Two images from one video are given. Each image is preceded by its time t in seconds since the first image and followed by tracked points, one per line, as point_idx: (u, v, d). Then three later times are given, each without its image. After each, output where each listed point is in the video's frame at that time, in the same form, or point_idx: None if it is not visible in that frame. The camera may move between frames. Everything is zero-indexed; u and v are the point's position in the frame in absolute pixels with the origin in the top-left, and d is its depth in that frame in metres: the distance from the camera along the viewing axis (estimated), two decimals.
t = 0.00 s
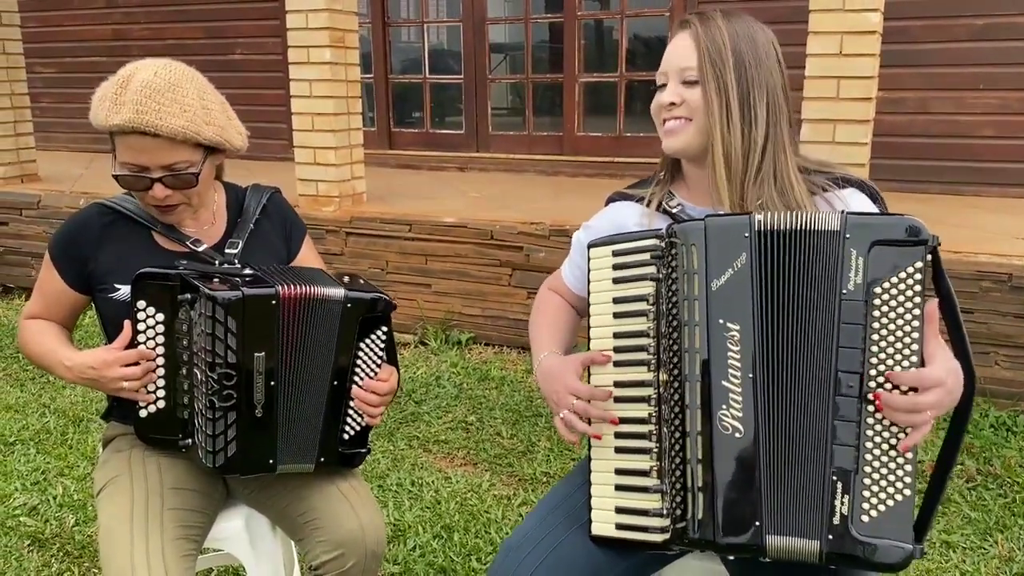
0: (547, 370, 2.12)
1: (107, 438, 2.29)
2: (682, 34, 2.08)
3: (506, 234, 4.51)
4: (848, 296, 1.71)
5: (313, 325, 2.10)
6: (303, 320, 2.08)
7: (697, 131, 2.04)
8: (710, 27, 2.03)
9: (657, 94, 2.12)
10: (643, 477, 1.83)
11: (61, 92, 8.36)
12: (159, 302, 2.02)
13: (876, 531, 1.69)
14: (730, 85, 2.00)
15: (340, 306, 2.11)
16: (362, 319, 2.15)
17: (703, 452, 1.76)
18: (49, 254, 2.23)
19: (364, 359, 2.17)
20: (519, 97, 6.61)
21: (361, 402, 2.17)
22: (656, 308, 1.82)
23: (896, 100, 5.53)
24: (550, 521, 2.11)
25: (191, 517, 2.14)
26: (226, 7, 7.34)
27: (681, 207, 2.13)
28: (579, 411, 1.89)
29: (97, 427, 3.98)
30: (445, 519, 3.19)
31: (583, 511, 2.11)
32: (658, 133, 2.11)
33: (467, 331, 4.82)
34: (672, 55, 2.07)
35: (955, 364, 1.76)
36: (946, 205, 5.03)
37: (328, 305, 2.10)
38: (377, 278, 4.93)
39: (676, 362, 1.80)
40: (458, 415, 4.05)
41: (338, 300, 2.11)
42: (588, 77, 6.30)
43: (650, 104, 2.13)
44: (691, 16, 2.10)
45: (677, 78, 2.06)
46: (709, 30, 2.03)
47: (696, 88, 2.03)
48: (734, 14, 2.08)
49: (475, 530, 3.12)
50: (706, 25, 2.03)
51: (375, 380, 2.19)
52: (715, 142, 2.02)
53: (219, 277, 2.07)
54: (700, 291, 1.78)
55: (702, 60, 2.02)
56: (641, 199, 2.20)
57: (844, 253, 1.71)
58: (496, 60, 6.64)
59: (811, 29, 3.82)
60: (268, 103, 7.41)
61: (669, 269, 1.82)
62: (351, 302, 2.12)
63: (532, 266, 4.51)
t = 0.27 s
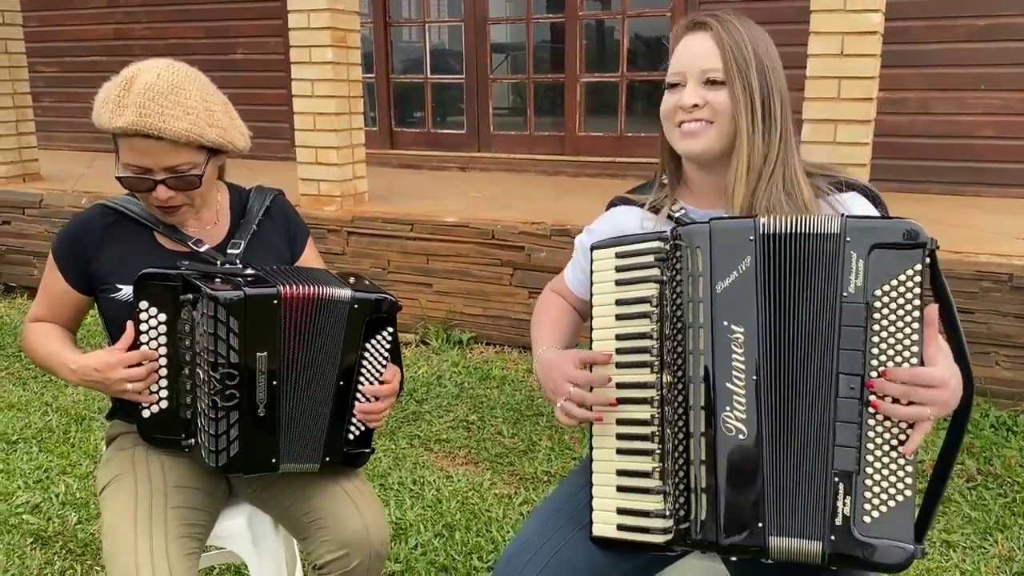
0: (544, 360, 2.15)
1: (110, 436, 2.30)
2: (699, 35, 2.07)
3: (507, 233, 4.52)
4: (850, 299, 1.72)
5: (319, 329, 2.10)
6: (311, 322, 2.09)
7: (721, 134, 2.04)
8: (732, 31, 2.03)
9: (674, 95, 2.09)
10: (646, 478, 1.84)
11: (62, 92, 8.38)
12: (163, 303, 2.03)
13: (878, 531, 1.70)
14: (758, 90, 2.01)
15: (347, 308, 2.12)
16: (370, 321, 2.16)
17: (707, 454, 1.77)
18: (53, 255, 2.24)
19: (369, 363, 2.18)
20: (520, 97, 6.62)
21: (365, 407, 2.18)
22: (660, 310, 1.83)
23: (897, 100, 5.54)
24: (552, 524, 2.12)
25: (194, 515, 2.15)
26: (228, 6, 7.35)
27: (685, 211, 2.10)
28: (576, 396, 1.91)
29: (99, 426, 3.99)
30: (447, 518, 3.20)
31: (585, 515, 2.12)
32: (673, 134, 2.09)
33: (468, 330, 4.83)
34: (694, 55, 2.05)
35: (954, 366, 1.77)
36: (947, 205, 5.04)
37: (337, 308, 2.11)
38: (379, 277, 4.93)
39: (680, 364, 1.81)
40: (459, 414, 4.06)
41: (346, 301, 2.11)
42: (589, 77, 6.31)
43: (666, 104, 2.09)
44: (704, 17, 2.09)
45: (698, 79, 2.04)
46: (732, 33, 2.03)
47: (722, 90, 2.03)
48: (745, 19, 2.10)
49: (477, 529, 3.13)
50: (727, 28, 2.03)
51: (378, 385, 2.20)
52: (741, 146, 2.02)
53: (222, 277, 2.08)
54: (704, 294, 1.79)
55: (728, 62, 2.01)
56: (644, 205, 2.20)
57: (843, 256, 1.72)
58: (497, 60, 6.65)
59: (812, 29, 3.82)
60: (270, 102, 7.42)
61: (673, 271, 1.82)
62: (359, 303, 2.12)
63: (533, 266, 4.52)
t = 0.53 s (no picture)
0: (543, 360, 2.15)
1: (112, 435, 2.30)
2: (719, 36, 2.04)
3: (508, 233, 4.53)
4: (861, 298, 1.72)
5: (332, 331, 2.11)
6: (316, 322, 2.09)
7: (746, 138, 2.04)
8: (753, 35, 2.03)
9: (697, 96, 2.04)
10: (643, 474, 1.85)
11: (64, 91, 8.38)
12: (165, 303, 2.04)
13: (878, 530, 1.71)
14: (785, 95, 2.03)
15: (357, 310, 2.12)
16: (376, 323, 2.15)
17: (707, 449, 1.77)
18: (54, 255, 2.24)
19: (376, 370, 2.18)
20: (521, 97, 6.62)
21: (372, 418, 2.20)
22: (659, 307, 1.84)
23: (898, 101, 5.55)
24: (553, 520, 2.12)
25: (195, 515, 2.16)
26: (230, 6, 7.36)
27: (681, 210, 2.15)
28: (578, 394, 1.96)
29: (101, 425, 3.99)
30: (447, 517, 3.20)
31: (585, 511, 2.12)
32: (695, 136, 2.05)
33: (469, 330, 4.84)
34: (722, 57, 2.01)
35: (963, 369, 1.77)
36: (947, 205, 5.04)
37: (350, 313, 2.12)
38: (380, 277, 4.94)
39: (678, 361, 1.81)
40: (460, 414, 4.06)
41: (355, 303, 2.12)
42: (590, 77, 6.32)
43: (689, 106, 2.04)
44: (720, 18, 2.06)
45: (725, 82, 2.02)
46: (757, 38, 2.03)
47: (750, 95, 2.02)
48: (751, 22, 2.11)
49: (477, 529, 3.13)
50: (750, 31, 2.03)
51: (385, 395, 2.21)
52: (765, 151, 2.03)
53: (223, 277, 2.08)
54: (703, 290, 1.79)
55: (755, 67, 2.01)
56: (648, 207, 2.18)
57: (857, 256, 1.73)
58: (498, 60, 6.65)
59: (813, 30, 3.82)
60: (271, 102, 7.43)
61: (671, 268, 1.83)
62: (367, 305, 2.13)
63: (534, 265, 4.52)
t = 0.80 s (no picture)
0: (548, 370, 2.15)
1: (115, 434, 2.31)
2: (737, 41, 2.02)
3: (510, 234, 4.53)
4: (865, 299, 1.72)
5: (340, 333, 2.11)
6: (321, 325, 2.09)
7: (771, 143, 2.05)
8: (769, 41, 2.04)
9: (723, 103, 2.02)
10: (645, 475, 1.85)
11: (66, 91, 8.39)
12: (169, 303, 2.04)
13: (879, 530, 1.71)
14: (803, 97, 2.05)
15: (367, 313, 2.12)
16: (385, 329, 2.16)
17: (711, 448, 1.77)
18: (58, 255, 2.25)
19: (382, 374, 2.17)
20: (522, 97, 6.62)
21: (375, 419, 2.19)
22: (660, 308, 1.85)
23: (899, 102, 5.55)
24: (554, 523, 2.12)
25: (199, 514, 2.16)
26: (233, 6, 7.37)
27: (682, 211, 2.15)
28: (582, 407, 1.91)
29: (103, 424, 4.00)
30: (449, 517, 3.21)
31: (586, 515, 2.13)
32: (722, 142, 2.03)
33: (470, 330, 4.84)
34: (746, 63, 2.00)
35: (967, 373, 1.77)
36: (949, 207, 5.04)
37: (361, 316, 2.12)
38: (381, 277, 4.95)
39: (680, 361, 1.81)
40: (461, 414, 4.07)
41: (367, 306, 2.12)
42: (592, 77, 6.33)
43: (716, 114, 2.02)
44: (733, 24, 2.05)
45: (750, 88, 2.01)
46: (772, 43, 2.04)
47: (772, 100, 2.03)
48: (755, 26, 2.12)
49: (478, 529, 3.14)
50: (767, 37, 2.03)
51: (390, 396, 2.19)
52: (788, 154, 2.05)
53: (227, 278, 2.09)
54: (703, 290, 1.79)
55: (775, 72, 2.02)
56: (652, 208, 2.16)
57: (861, 256, 1.73)
58: (500, 60, 6.65)
59: (815, 31, 3.83)
60: (273, 102, 7.44)
61: (672, 269, 1.84)
62: (377, 310, 2.13)
63: (535, 266, 4.53)
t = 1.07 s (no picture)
0: (553, 374, 2.16)
1: (117, 434, 2.32)
2: (747, 45, 2.03)
3: (511, 234, 4.54)
4: (858, 294, 1.73)
5: (342, 335, 2.11)
6: (325, 326, 2.10)
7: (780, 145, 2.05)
8: (776, 44, 2.04)
9: (734, 107, 2.02)
10: (646, 474, 1.86)
11: (68, 91, 8.41)
12: (172, 304, 2.05)
13: (878, 524, 1.72)
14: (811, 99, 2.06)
15: (370, 317, 2.13)
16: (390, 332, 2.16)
17: (710, 445, 1.77)
18: (62, 255, 2.26)
19: (386, 377, 2.18)
20: (524, 97, 6.63)
21: (378, 425, 2.20)
22: (660, 308, 1.85)
23: (900, 103, 5.55)
24: (555, 523, 2.13)
25: (201, 514, 2.17)
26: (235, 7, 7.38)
27: (682, 211, 2.15)
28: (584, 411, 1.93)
29: (105, 424, 4.01)
30: (450, 518, 3.21)
31: (587, 514, 2.13)
32: (733, 146, 2.03)
33: (472, 331, 4.85)
34: (756, 67, 2.00)
35: (959, 367, 1.79)
36: (950, 208, 5.04)
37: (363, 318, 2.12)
38: (383, 277, 4.95)
39: (679, 358, 1.81)
40: (462, 414, 4.07)
41: (371, 310, 2.12)
42: (594, 77, 6.33)
43: (726, 117, 2.01)
44: (741, 26, 2.05)
45: (760, 91, 2.01)
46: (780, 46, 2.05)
47: (780, 103, 2.03)
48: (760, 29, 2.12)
49: (480, 529, 3.15)
50: (774, 40, 2.04)
51: (394, 399, 2.21)
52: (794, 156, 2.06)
53: (231, 281, 2.09)
54: (701, 288, 1.80)
55: (783, 75, 2.03)
56: (653, 208, 2.16)
57: (853, 252, 1.74)
58: (502, 60, 6.66)
59: (816, 32, 3.83)
60: (275, 103, 7.44)
61: (671, 269, 1.84)
62: (381, 313, 2.13)
63: (537, 266, 4.53)
